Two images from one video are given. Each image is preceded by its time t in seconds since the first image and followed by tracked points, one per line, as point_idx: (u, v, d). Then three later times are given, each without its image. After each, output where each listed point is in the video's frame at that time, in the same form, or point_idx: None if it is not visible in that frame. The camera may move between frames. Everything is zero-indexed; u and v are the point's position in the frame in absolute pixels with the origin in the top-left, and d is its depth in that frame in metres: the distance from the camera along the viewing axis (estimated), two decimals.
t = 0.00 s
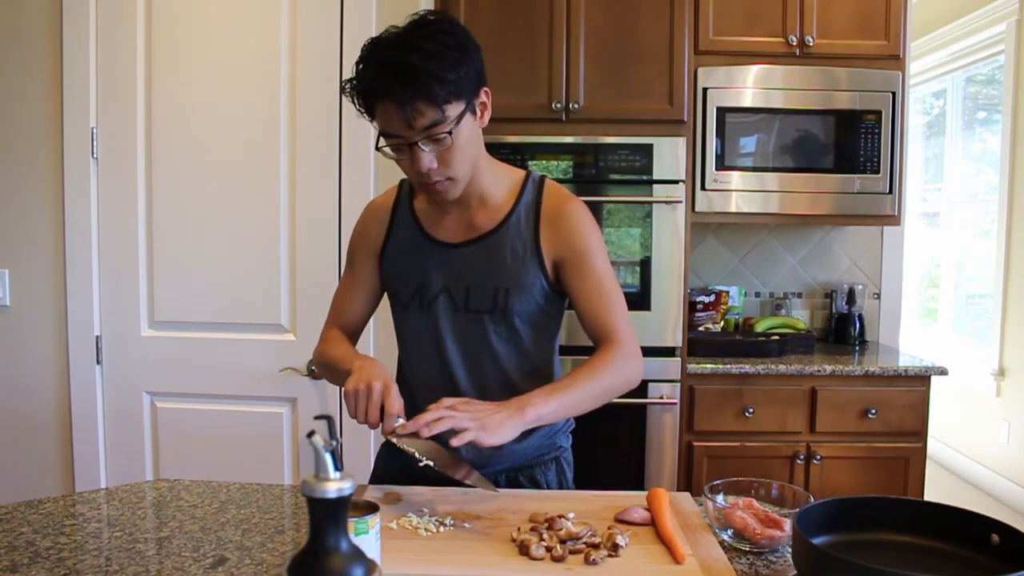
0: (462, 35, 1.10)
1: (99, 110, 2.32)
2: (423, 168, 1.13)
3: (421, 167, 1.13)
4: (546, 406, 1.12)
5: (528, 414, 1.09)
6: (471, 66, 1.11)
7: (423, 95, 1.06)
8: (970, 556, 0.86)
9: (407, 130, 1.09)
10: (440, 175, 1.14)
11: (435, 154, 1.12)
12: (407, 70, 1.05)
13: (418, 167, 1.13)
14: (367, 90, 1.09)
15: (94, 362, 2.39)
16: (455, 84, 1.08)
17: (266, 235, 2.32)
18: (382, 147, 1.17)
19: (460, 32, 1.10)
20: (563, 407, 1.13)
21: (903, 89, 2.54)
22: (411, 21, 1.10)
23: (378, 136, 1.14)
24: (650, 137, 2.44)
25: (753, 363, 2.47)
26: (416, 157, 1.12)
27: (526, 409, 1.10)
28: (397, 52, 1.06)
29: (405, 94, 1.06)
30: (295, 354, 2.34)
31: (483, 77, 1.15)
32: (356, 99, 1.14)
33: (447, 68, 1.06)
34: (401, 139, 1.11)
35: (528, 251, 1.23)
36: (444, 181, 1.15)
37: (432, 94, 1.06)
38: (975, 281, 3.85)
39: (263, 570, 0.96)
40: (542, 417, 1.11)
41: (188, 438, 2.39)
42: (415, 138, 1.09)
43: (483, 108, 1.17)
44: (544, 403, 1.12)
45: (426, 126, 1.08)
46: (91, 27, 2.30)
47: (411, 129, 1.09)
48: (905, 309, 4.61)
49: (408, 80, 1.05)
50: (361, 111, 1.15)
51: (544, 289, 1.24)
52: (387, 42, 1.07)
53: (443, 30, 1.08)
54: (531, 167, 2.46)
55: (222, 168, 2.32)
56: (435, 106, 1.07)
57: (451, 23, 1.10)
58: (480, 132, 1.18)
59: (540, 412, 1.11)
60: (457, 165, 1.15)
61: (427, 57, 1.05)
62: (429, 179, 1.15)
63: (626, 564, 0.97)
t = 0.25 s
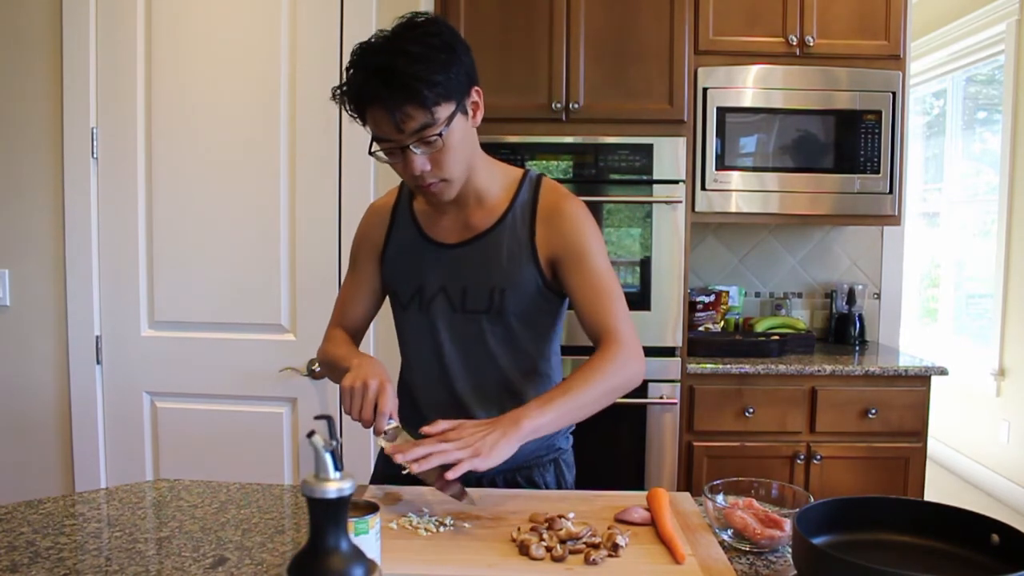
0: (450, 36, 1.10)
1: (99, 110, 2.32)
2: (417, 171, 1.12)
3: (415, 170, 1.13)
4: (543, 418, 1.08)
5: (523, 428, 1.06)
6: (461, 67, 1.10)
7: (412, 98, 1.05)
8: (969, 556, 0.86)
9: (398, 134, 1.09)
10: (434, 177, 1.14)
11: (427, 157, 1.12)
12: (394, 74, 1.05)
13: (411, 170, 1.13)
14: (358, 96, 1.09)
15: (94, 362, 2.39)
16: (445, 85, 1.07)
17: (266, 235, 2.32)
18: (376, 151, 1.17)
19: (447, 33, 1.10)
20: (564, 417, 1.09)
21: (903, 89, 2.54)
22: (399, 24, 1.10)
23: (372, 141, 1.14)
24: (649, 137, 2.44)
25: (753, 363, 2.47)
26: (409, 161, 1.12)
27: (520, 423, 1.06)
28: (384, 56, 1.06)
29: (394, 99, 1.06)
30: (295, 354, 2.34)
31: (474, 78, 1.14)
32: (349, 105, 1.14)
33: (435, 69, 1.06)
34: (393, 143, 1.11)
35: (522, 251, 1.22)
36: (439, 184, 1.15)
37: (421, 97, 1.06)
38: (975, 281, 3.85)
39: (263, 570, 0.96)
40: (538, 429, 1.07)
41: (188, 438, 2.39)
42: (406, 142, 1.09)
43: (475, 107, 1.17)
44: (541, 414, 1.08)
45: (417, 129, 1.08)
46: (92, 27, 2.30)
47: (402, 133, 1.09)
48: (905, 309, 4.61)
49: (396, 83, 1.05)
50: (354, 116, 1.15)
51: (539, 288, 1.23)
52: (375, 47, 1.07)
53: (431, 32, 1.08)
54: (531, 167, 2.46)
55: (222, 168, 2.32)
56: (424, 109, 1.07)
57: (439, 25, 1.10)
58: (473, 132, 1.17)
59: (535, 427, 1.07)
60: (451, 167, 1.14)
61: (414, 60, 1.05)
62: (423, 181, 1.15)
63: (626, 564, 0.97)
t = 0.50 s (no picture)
0: (444, 37, 1.10)
1: (99, 110, 2.32)
2: (412, 172, 1.13)
3: (410, 172, 1.13)
4: (549, 432, 1.05)
5: (533, 442, 1.03)
6: (455, 68, 1.10)
7: (405, 100, 1.05)
8: (970, 556, 0.86)
9: (392, 135, 1.09)
10: (430, 178, 1.15)
11: (423, 158, 1.12)
12: (388, 75, 1.05)
13: (407, 171, 1.13)
14: (353, 97, 1.09)
15: (94, 362, 2.39)
16: (439, 87, 1.07)
17: (266, 235, 2.32)
18: (372, 152, 1.17)
19: (441, 33, 1.09)
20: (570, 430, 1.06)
21: (903, 89, 2.54)
22: (394, 25, 1.10)
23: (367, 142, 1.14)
24: (649, 137, 2.44)
25: (753, 363, 2.47)
26: (404, 162, 1.12)
27: (530, 436, 1.03)
28: (379, 58, 1.06)
29: (388, 101, 1.06)
30: (295, 354, 2.34)
31: (470, 78, 1.14)
32: (344, 106, 1.14)
33: (429, 71, 1.06)
34: (388, 145, 1.11)
35: (520, 252, 1.21)
36: (435, 184, 1.15)
37: (415, 99, 1.06)
38: (975, 281, 3.85)
39: (263, 570, 0.96)
40: (549, 442, 1.04)
41: (188, 438, 2.39)
42: (401, 143, 1.09)
43: (471, 108, 1.16)
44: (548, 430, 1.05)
45: (411, 131, 1.08)
46: (92, 27, 2.30)
47: (396, 135, 1.09)
48: (905, 309, 4.61)
49: (389, 85, 1.05)
50: (349, 117, 1.16)
51: (536, 288, 1.21)
52: (370, 49, 1.07)
53: (425, 32, 1.07)
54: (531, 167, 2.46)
55: (222, 168, 2.32)
56: (418, 111, 1.07)
57: (433, 25, 1.09)
58: (470, 133, 1.17)
59: (545, 441, 1.04)
60: (446, 168, 1.14)
61: (408, 61, 1.05)
62: (420, 182, 1.15)
63: (626, 564, 0.97)
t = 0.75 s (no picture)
0: (448, 33, 1.10)
1: (99, 110, 2.32)
2: (415, 167, 1.13)
3: (413, 167, 1.13)
4: (551, 429, 1.03)
5: (536, 442, 1.01)
6: (459, 63, 1.10)
7: (410, 94, 1.05)
8: (970, 556, 0.86)
9: (396, 129, 1.09)
10: (432, 174, 1.14)
11: (426, 152, 1.12)
12: (392, 70, 1.05)
13: (409, 166, 1.13)
14: (356, 92, 1.09)
15: (94, 362, 2.39)
16: (443, 81, 1.07)
17: (266, 235, 2.32)
18: (373, 147, 1.17)
19: (445, 29, 1.09)
20: (570, 427, 1.05)
21: (903, 89, 2.54)
22: (397, 21, 1.10)
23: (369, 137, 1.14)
24: (649, 137, 2.44)
25: (753, 363, 2.47)
26: (407, 157, 1.12)
27: (532, 436, 1.01)
28: (382, 52, 1.06)
29: (392, 94, 1.06)
30: (295, 354, 2.34)
31: (472, 75, 1.14)
32: (346, 102, 1.14)
33: (434, 65, 1.06)
34: (391, 139, 1.11)
35: (519, 251, 1.21)
36: (437, 180, 1.15)
37: (419, 93, 1.06)
38: (975, 281, 3.85)
39: (263, 570, 0.96)
40: (551, 441, 1.03)
41: (188, 438, 2.39)
42: (404, 137, 1.09)
43: (474, 105, 1.16)
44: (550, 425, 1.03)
45: (415, 125, 1.08)
46: (92, 27, 2.30)
47: (400, 128, 1.08)
48: (905, 310, 4.61)
49: (394, 79, 1.05)
50: (351, 113, 1.15)
51: (536, 288, 1.21)
52: (374, 43, 1.07)
53: (429, 28, 1.08)
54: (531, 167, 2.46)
55: (221, 167, 2.32)
56: (423, 105, 1.07)
57: (436, 21, 1.10)
58: (472, 129, 1.17)
59: (547, 438, 1.02)
60: (449, 163, 1.14)
61: (411, 56, 1.05)
62: (422, 178, 1.15)
63: (626, 564, 0.97)
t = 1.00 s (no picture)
0: (458, 27, 1.12)
1: (99, 110, 2.32)
2: (422, 155, 1.12)
3: (419, 154, 1.12)
4: (550, 429, 1.03)
5: (533, 443, 1.00)
6: (469, 56, 1.12)
7: (424, 78, 1.06)
8: (970, 556, 0.86)
9: (407, 114, 1.09)
10: (438, 163, 1.14)
11: (434, 141, 1.11)
12: (407, 53, 1.06)
13: (416, 154, 1.12)
14: (365, 75, 1.09)
15: (94, 362, 2.39)
16: (455, 70, 1.08)
17: (266, 235, 2.32)
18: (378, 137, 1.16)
19: (457, 24, 1.11)
20: (569, 426, 1.05)
21: (903, 89, 2.54)
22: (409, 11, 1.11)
23: (376, 125, 1.13)
24: (649, 137, 2.44)
25: (753, 363, 2.47)
26: (415, 144, 1.11)
27: (530, 438, 1.00)
28: (397, 38, 1.07)
29: (406, 77, 1.06)
30: (295, 354, 2.34)
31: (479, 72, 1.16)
32: (354, 90, 1.14)
33: (447, 53, 1.07)
34: (400, 125, 1.10)
35: (518, 251, 1.21)
36: (442, 171, 1.15)
37: (432, 78, 1.06)
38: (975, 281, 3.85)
39: (263, 570, 0.96)
40: (549, 440, 1.02)
41: (188, 438, 2.39)
42: (415, 123, 1.09)
43: (479, 101, 1.18)
44: (549, 425, 1.03)
45: (427, 110, 1.08)
46: (92, 27, 2.30)
47: (411, 113, 1.08)
48: (905, 310, 4.62)
49: (409, 63, 1.06)
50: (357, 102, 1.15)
51: (534, 288, 1.21)
52: (387, 29, 1.08)
53: (442, 20, 1.10)
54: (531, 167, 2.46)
55: (222, 167, 2.32)
56: (436, 90, 1.07)
57: (447, 15, 1.12)
58: (477, 125, 1.19)
59: (546, 438, 1.02)
60: (455, 154, 1.14)
61: (427, 42, 1.06)
62: (426, 168, 1.14)
63: (626, 564, 0.97)
